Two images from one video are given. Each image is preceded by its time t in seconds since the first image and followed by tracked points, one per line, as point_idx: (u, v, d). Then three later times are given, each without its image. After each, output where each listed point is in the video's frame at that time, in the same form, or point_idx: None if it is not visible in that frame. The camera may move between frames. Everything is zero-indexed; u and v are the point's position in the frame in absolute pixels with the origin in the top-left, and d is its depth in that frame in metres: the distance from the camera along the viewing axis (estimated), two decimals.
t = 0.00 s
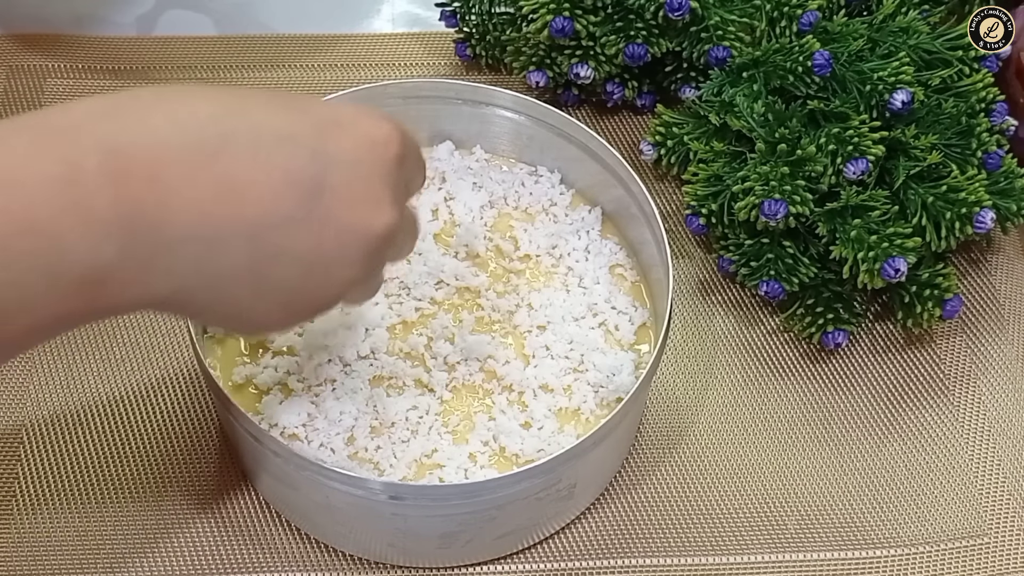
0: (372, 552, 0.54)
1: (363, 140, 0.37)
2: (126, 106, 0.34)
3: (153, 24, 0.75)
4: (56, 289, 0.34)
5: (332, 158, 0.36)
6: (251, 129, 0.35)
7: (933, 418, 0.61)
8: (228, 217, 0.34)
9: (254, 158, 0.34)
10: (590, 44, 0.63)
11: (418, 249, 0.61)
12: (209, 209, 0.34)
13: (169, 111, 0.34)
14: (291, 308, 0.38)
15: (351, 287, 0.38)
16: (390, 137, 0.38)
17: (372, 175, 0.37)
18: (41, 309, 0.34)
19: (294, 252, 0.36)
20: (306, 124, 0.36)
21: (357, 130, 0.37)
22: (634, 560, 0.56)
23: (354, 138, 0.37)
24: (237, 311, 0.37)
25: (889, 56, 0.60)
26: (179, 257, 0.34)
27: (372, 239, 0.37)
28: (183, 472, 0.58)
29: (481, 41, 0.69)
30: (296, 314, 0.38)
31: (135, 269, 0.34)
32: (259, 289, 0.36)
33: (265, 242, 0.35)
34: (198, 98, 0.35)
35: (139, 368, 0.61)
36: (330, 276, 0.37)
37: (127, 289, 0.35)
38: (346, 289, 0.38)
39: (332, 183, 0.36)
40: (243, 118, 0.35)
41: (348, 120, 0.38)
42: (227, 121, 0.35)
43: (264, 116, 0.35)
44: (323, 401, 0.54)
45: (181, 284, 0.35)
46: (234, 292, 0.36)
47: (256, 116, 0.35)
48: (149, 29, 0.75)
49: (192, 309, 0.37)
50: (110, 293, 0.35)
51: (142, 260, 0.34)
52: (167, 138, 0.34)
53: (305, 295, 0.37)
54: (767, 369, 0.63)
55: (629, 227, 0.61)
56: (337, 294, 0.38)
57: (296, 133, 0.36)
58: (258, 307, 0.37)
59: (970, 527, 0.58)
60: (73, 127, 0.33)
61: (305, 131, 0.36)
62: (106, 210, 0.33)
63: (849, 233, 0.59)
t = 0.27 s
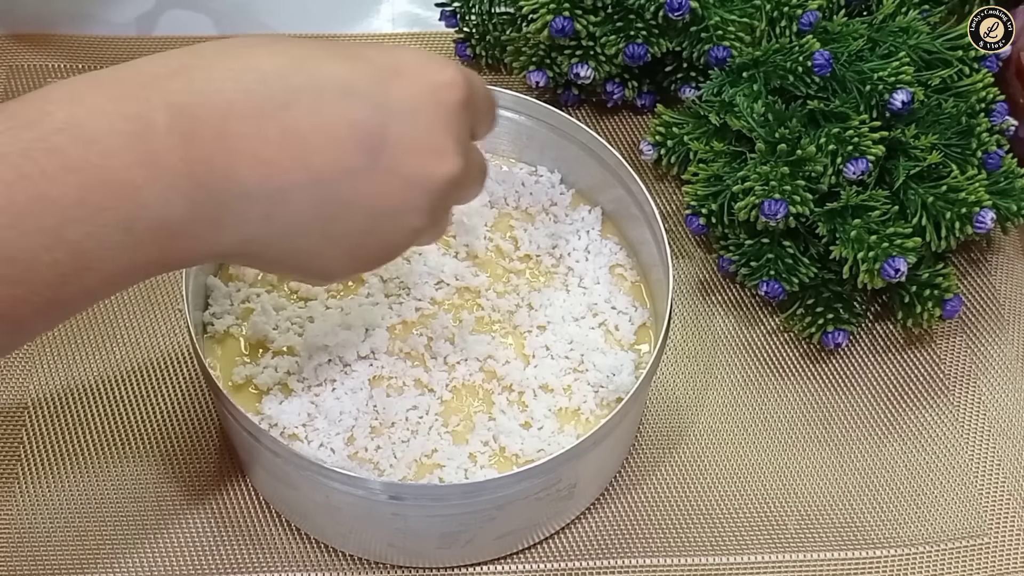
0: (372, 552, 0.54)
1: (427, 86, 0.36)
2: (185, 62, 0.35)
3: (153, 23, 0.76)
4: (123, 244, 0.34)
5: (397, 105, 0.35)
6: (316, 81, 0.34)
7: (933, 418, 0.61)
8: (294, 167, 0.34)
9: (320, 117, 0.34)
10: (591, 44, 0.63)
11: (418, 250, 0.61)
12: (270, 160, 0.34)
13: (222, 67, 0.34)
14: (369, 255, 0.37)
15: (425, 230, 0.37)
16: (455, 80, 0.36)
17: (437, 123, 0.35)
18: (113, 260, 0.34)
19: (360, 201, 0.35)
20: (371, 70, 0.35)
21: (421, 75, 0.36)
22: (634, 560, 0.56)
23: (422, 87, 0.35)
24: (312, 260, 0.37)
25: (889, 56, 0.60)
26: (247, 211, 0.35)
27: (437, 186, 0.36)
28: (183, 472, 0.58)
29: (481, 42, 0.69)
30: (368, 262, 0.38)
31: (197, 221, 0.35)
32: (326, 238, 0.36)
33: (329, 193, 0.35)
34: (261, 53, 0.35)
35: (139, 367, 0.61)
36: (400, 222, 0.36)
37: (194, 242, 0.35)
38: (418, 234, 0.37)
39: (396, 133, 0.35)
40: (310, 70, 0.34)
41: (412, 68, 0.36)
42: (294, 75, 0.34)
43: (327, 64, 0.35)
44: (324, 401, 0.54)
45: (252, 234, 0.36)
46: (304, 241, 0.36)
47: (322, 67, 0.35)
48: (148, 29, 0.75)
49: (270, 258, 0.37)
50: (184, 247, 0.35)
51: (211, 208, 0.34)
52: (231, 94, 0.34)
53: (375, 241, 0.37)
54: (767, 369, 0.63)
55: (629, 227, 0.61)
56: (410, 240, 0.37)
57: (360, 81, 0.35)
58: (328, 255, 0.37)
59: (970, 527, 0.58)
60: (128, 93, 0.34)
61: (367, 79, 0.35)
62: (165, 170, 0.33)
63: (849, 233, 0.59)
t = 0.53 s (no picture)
0: (372, 552, 0.55)
1: (562, 118, 0.39)
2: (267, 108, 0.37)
3: (153, 24, 0.76)
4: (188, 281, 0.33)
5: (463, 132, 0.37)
6: (378, 112, 0.37)
7: (933, 418, 0.61)
8: (386, 190, 0.36)
9: (397, 143, 0.36)
10: (591, 44, 0.63)
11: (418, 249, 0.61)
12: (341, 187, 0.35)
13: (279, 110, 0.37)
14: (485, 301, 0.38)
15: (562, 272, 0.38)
16: (585, 116, 0.39)
17: (573, 155, 0.38)
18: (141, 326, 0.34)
19: (476, 237, 0.37)
20: (458, 104, 0.38)
21: (553, 111, 0.39)
22: (634, 560, 0.56)
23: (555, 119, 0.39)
24: (445, 305, 0.38)
25: (889, 56, 0.60)
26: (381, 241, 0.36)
27: (579, 216, 0.38)
28: (183, 472, 0.58)
29: (481, 42, 0.69)
30: (413, 278, 0.36)
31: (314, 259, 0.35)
32: (467, 277, 0.37)
33: (475, 220, 0.36)
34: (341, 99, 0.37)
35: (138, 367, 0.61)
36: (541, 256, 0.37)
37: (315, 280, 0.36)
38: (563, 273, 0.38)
39: (530, 161, 0.37)
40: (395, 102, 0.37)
41: (545, 101, 0.39)
42: (381, 110, 0.37)
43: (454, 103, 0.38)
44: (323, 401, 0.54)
45: (394, 274, 0.36)
46: (444, 282, 0.37)
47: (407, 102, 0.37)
48: (148, 30, 0.76)
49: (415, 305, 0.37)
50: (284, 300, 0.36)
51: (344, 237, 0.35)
52: (313, 127, 0.36)
53: (501, 285, 0.37)
54: (767, 369, 0.63)
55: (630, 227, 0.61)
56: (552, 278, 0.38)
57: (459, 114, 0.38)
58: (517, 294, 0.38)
59: (970, 527, 0.58)
60: (186, 126, 0.36)
61: (500, 114, 0.38)
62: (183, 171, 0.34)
63: (848, 233, 0.59)
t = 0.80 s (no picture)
0: (372, 553, 0.55)
1: (510, 152, 0.36)
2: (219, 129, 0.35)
3: (153, 24, 0.76)
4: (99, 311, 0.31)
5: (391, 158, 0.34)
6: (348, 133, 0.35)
7: (933, 418, 0.61)
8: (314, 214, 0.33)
9: (334, 165, 0.33)
10: (590, 44, 0.63)
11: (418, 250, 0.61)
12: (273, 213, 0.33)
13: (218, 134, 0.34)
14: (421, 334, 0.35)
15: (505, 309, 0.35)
16: (537, 150, 0.36)
17: (519, 188, 0.35)
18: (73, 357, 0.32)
19: (408, 268, 0.34)
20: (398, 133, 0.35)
21: (502, 144, 0.36)
22: (634, 560, 0.56)
23: (501, 151, 0.36)
24: (374, 336, 0.35)
25: (889, 56, 0.60)
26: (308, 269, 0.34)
27: (521, 254, 0.34)
28: (183, 472, 0.58)
29: (481, 42, 0.69)
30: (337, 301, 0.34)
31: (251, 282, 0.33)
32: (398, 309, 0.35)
33: (405, 250, 0.34)
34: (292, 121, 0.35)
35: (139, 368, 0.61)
36: (481, 290, 0.34)
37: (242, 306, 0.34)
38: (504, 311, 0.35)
39: (472, 194, 0.34)
40: (334, 127, 0.35)
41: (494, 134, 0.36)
42: (327, 132, 0.34)
43: (399, 129, 0.35)
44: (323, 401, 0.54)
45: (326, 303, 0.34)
46: (374, 312, 0.34)
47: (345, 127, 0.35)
48: (148, 30, 0.76)
49: (348, 334, 0.35)
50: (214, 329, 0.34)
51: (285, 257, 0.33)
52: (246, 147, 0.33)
53: (436, 319, 0.35)
54: (767, 369, 0.63)
55: (629, 227, 0.61)
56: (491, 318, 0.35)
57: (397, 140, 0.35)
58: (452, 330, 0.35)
59: (970, 527, 0.58)
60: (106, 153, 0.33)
61: (444, 143, 0.35)
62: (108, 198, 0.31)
63: (848, 233, 0.59)
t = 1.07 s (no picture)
0: (372, 552, 0.55)
1: (401, 94, 0.35)
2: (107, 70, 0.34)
3: (153, 24, 0.76)
4: None
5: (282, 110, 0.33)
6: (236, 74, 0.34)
7: (933, 418, 0.61)
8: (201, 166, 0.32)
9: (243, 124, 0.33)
10: (590, 44, 0.63)
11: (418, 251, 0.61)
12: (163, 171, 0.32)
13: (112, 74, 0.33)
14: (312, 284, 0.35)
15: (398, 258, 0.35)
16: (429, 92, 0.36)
17: (412, 132, 0.35)
18: None
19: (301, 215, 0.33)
20: (287, 78, 0.34)
21: (392, 85, 0.35)
22: (633, 560, 0.56)
23: (392, 93, 0.35)
24: (266, 286, 0.35)
25: (889, 56, 0.60)
26: (196, 219, 0.33)
27: (416, 201, 0.34)
28: (183, 472, 0.58)
29: (481, 41, 0.69)
30: (235, 249, 0.33)
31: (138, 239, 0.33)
32: (291, 259, 0.34)
33: (298, 196, 0.33)
34: (179, 59, 0.34)
35: (139, 367, 0.61)
36: (375, 237, 0.34)
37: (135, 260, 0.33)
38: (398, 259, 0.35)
39: (365, 139, 0.34)
40: (220, 69, 0.34)
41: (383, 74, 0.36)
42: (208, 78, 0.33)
43: (285, 73, 0.34)
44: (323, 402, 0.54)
45: (214, 254, 0.34)
46: (268, 262, 0.34)
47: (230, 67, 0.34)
48: (148, 30, 0.76)
49: (236, 284, 0.35)
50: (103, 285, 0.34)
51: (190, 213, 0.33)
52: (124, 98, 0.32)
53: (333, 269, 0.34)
54: (767, 369, 0.63)
55: (629, 227, 0.61)
56: (384, 266, 0.35)
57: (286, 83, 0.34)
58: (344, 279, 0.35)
59: (970, 527, 0.58)
60: None
61: (335, 87, 0.35)
62: None
63: (849, 233, 0.59)
